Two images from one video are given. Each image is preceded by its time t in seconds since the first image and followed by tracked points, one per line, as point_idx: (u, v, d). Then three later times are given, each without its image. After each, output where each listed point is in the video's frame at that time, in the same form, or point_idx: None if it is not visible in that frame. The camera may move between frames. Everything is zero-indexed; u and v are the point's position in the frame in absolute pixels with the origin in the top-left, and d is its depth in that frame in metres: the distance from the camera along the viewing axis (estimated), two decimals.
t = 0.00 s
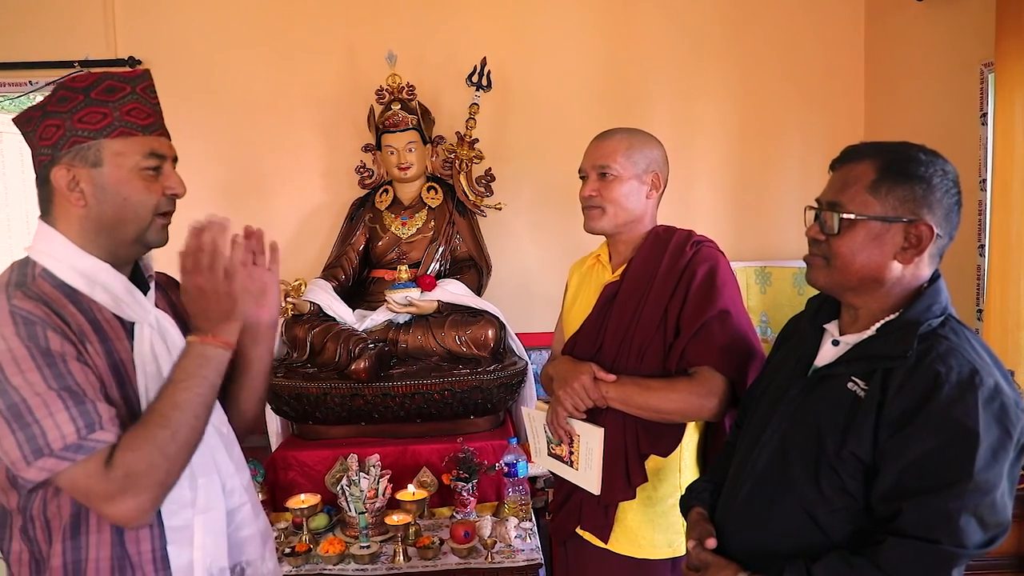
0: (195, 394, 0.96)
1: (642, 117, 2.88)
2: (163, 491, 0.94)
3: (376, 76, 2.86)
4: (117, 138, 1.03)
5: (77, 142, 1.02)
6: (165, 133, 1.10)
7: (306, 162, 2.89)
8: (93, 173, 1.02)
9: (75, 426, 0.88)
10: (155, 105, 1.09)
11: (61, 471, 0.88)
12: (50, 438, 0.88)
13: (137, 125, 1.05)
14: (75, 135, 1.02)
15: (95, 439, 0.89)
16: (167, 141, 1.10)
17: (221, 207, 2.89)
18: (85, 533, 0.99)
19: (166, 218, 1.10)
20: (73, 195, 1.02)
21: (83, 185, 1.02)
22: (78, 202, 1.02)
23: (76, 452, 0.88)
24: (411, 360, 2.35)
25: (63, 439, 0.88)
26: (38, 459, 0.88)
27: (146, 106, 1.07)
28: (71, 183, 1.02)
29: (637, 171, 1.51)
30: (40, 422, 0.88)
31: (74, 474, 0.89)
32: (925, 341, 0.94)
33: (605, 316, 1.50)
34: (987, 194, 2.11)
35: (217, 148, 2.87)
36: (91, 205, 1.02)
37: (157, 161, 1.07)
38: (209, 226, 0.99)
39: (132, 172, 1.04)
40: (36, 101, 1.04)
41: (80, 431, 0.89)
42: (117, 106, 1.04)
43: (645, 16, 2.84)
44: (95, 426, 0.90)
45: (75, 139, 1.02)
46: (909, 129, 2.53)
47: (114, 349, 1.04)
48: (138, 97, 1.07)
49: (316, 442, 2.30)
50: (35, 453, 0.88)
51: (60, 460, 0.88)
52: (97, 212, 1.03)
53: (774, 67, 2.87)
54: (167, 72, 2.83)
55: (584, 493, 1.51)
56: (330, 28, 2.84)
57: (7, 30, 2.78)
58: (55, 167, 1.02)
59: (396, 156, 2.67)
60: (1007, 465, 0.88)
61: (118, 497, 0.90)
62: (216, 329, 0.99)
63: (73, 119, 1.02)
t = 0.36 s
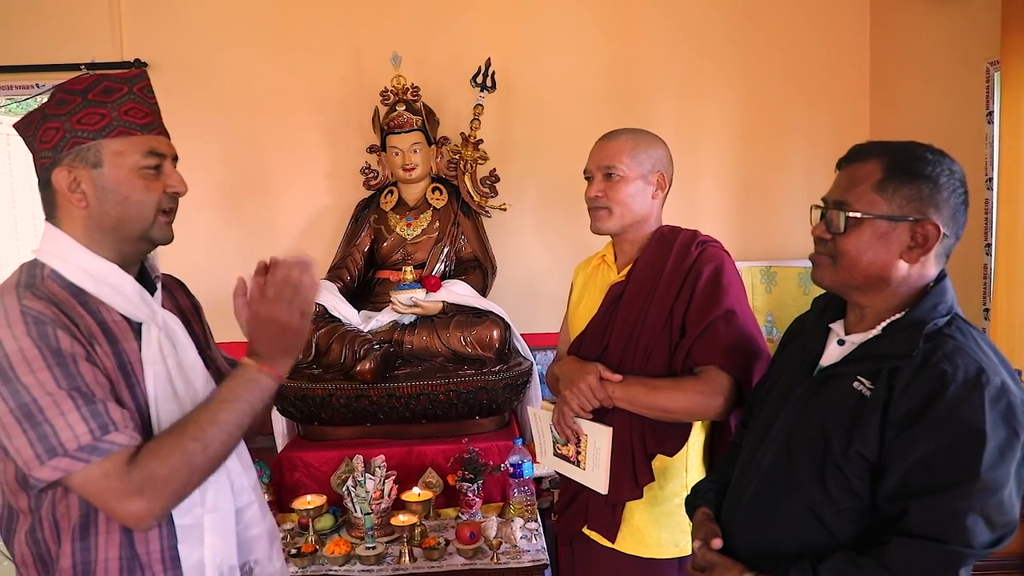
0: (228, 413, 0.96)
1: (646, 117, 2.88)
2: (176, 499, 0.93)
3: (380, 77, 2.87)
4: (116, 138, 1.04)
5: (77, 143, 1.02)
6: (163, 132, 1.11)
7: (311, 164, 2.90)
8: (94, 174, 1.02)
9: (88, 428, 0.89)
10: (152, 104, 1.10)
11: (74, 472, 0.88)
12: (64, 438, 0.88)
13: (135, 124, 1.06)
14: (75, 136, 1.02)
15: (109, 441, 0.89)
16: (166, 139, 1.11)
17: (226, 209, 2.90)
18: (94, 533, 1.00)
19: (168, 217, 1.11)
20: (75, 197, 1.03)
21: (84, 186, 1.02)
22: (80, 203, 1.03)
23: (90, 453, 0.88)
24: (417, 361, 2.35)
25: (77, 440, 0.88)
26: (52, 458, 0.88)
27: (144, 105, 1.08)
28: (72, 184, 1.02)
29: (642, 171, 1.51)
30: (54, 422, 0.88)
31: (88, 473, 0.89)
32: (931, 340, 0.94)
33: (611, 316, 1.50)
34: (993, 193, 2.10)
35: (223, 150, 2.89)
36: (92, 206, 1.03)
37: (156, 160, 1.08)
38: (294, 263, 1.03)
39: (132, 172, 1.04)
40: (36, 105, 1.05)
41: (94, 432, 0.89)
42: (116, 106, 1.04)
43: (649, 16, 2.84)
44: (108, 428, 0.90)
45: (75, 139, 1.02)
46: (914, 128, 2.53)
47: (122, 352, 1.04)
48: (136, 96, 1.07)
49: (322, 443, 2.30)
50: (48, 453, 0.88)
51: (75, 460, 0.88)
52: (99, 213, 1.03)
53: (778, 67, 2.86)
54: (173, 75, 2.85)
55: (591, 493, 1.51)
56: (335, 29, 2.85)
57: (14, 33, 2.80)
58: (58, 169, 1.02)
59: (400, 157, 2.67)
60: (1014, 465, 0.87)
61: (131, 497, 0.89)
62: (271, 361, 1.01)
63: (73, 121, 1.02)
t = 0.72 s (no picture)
0: (223, 523, 1.01)
1: (647, 117, 2.88)
2: (148, 548, 0.94)
3: (381, 80, 2.87)
4: (121, 142, 1.05)
5: (82, 147, 1.03)
6: (166, 138, 1.12)
7: (313, 167, 2.91)
8: (99, 177, 1.03)
9: (76, 444, 0.89)
10: (156, 110, 1.11)
11: (57, 488, 0.89)
12: (52, 454, 0.89)
13: (139, 129, 1.07)
14: (80, 140, 1.03)
15: (95, 460, 0.90)
16: (169, 145, 1.12)
17: (229, 213, 2.91)
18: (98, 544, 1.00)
19: (169, 222, 1.12)
20: (78, 200, 1.03)
21: (89, 189, 1.03)
22: (84, 206, 1.03)
23: (75, 471, 0.89)
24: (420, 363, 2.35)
25: (64, 456, 0.89)
26: (36, 473, 0.89)
27: (148, 111, 1.09)
28: (77, 188, 1.03)
29: (643, 171, 1.51)
30: (44, 437, 0.89)
31: (72, 491, 0.89)
32: (936, 337, 0.93)
33: (614, 316, 1.50)
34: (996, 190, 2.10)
35: (225, 154, 2.89)
36: (96, 209, 1.04)
37: (160, 166, 1.09)
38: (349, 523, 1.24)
39: (137, 176, 1.05)
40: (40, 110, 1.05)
41: (82, 450, 0.90)
42: (121, 111, 1.05)
43: (649, 16, 2.84)
44: (96, 446, 0.91)
45: (81, 143, 1.03)
46: (916, 125, 2.52)
47: (122, 359, 1.04)
48: (141, 102, 1.08)
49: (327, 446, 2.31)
50: (33, 467, 0.89)
51: (59, 477, 0.89)
52: (103, 216, 1.04)
53: (779, 67, 2.86)
54: (175, 79, 2.85)
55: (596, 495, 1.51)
56: (336, 33, 2.85)
57: (17, 39, 2.82)
58: (62, 172, 1.03)
59: (402, 160, 2.67)
60: (1021, 461, 0.87)
61: (122, 514, 0.91)
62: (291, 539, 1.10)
63: (78, 125, 1.03)
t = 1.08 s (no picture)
0: (206, 560, 1.02)
1: (649, 118, 2.88)
2: (130, 567, 0.95)
3: (384, 81, 2.87)
4: (139, 141, 1.06)
5: (101, 144, 1.04)
6: (177, 138, 1.14)
7: (315, 168, 2.91)
8: (118, 175, 1.04)
9: (66, 457, 0.90)
10: (168, 111, 1.13)
11: (44, 499, 0.89)
12: (42, 464, 0.89)
13: (155, 129, 1.09)
14: (100, 138, 1.04)
15: (84, 474, 0.90)
16: (181, 145, 1.14)
17: (231, 213, 2.91)
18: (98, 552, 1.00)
19: (181, 222, 1.13)
20: (95, 198, 1.03)
21: (107, 187, 1.03)
22: (101, 204, 1.03)
23: (63, 484, 0.89)
24: (422, 365, 2.36)
25: (53, 467, 0.89)
26: (24, 483, 0.89)
27: (161, 112, 1.11)
28: (94, 186, 1.03)
29: (646, 173, 1.51)
30: (36, 446, 0.89)
31: (59, 502, 0.90)
32: (940, 340, 0.93)
33: (617, 319, 1.50)
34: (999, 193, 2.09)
35: (227, 154, 2.89)
36: (114, 208, 1.04)
37: (174, 166, 1.11)
38: None
39: (154, 176, 1.07)
40: (50, 106, 1.04)
41: (71, 462, 0.90)
42: (137, 111, 1.07)
43: (652, 18, 2.84)
44: (86, 460, 0.91)
45: (100, 141, 1.04)
46: (919, 128, 2.51)
47: (124, 362, 1.04)
48: (154, 103, 1.10)
49: (329, 448, 2.31)
50: (22, 477, 0.89)
51: (46, 488, 0.89)
52: (121, 215, 1.04)
53: (782, 68, 2.86)
54: (177, 79, 2.86)
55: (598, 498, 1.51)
56: (338, 33, 2.86)
57: (20, 39, 2.82)
58: (81, 170, 1.03)
59: (405, 161, 2.67)
60: None
61: (111, 531, 0.92)
62: None
63: (96, 123, 1.04)
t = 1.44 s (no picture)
0: (206, 567, 1.02)
1: (650, 119, 2.88)
2: (129, 570, 0.95)
3: (385, 83, 2.88)
4: (138, 147, 1.06)
5: (100, 148, 1.04)
6: (187, 147, 1.13)
7: (317, 170, 2.91)
8: (113, 180, 1.04)
9: (64, 459, 0.90)
10: (180, 117, 1.12)
11: (41, 501, 0.89)
12: (40, 467, 0.89)
13: (159, 136, 1.08)
14: (99, 142, 1.04)
15: (81, 476, 0.90)
16: (188, 153, 1.13)
17: (233, 216, 2.92)
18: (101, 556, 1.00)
19: (181, 231, 1.12)
20: (90, 201, 1.04)
21: (102, 190, 1.04)
22: (95, 207, 1.04)
23: (60, 486, 0.89)
24: (425, 367, 2.36)
25: (51, 469, 0.89)
26: (22, 485, 0.89)
27: (171, 118, 1.10)
28: (89, 189, 1.03)
29: (648, 174, 1.51)
30: (34, 448, 0.89)
31: (56, 504, 0.90)
32: (945, 340, 0.93)
33: (619, 320, 1.50)
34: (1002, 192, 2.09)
35: (229, 157, 2.90)
36: (107, 212, 1.04)
37: (177, 174, 1.09)
38: None
39: (153, 183, 1.06)
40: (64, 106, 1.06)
41: (69, 465, 0.90)
42: (143, 117, 1.06)
43: (652, 19, 2.84)
44: (84, 462, 0.91)
45: (99, 145, 1.04)
46: (920, 128, 2.51)
47: (125, 365, 1.04)
48: (165, 108, 1.09)
49: (332, 450, 2.31)
50: (19, 479, 0.89)
51: (43, 490, 0.89)
52: (113, 220, 1.04)
53: (783, 69, 2.86)
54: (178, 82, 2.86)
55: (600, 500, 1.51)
56: (340, 36, 2.86)
57: (22, 42, 2.83)
58: (75, 173, 1.03)
59: (407, 163, 2.67)
60: None
61: (111, 533, 0.92)
62: None
63: (99, 126, 1.04)
